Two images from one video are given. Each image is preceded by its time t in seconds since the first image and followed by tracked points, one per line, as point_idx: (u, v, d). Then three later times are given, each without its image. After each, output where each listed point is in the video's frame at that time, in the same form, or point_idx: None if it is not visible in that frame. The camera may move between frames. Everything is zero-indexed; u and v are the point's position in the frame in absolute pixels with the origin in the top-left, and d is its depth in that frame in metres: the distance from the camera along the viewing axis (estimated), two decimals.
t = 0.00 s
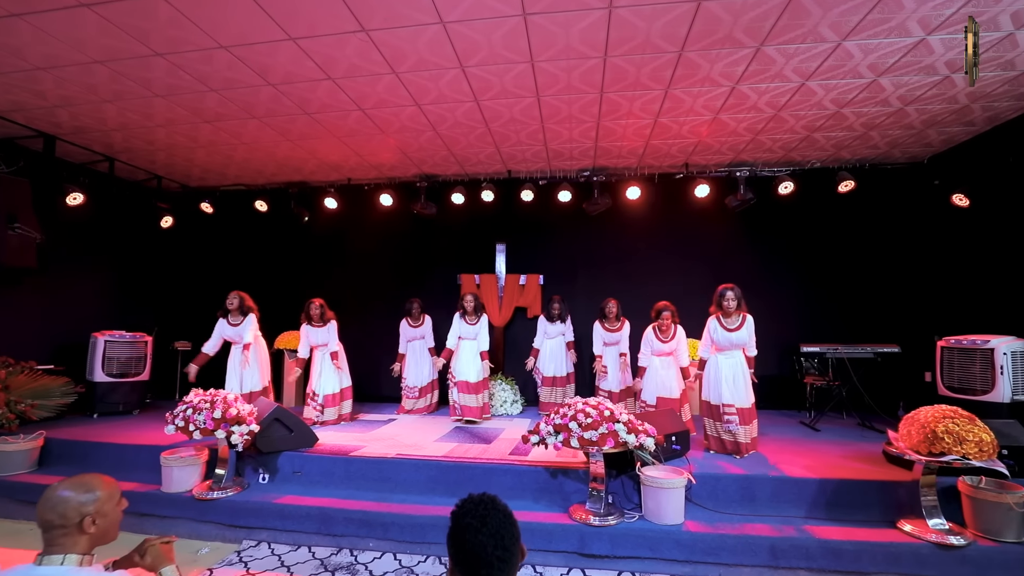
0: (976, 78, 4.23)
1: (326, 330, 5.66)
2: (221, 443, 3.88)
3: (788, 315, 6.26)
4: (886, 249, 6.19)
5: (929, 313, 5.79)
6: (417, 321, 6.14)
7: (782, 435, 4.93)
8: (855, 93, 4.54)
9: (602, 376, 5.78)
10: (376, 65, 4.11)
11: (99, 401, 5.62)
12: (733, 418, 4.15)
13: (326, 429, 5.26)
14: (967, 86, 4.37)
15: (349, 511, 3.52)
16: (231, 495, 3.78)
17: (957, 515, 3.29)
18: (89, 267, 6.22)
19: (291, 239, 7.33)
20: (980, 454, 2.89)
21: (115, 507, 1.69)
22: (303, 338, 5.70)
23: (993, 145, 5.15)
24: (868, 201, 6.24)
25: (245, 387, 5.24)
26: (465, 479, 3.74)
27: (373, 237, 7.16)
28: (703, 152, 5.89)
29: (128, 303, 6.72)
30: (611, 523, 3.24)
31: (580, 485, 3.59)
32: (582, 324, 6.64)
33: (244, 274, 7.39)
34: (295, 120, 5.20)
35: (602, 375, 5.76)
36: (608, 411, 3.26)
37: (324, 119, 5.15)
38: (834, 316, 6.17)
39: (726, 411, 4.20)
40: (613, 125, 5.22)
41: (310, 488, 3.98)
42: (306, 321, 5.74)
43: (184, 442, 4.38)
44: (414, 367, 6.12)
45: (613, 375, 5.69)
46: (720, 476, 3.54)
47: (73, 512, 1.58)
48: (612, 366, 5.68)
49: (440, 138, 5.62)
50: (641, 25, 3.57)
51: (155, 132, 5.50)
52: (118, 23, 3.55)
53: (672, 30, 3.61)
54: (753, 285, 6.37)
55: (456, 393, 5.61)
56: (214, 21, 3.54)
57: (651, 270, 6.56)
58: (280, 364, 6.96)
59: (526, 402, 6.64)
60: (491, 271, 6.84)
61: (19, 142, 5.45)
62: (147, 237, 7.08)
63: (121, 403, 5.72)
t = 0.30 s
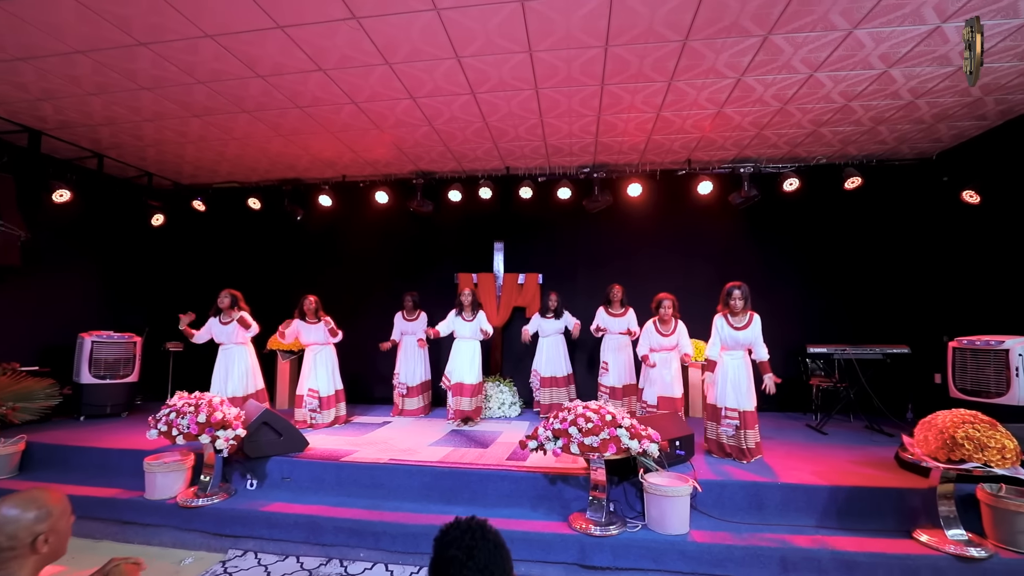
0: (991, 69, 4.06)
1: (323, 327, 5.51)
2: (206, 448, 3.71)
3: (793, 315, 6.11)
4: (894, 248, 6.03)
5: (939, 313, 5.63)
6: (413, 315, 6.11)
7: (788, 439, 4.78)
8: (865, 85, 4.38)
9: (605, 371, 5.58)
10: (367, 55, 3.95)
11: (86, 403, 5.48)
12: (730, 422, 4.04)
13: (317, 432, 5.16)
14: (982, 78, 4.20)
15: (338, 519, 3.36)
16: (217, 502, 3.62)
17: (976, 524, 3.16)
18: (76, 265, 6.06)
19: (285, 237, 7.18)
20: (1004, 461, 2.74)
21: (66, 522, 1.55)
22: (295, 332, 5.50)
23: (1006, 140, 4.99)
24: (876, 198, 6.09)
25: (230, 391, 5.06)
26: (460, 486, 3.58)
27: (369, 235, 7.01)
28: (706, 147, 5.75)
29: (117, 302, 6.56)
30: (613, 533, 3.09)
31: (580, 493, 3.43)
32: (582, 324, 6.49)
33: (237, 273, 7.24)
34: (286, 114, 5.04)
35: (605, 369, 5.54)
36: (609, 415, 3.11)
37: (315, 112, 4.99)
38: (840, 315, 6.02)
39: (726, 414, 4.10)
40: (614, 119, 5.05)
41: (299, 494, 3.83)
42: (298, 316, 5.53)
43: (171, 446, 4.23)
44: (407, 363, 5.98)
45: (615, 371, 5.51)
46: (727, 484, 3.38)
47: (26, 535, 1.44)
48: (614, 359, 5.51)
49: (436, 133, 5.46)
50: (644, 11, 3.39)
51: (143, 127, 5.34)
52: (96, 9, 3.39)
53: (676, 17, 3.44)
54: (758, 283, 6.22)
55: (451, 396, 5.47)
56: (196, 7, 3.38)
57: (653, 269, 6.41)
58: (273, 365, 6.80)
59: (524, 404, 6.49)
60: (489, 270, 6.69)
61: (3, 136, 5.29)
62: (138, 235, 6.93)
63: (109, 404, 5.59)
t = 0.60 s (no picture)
0: (1004, 58, 3.92)
1: (325, 328, 5.41)
2: (190, 454, 3.56)
3: (797, 314, 5.96)
4: (901, 245, 5.89)
5: (947, 313, 5.49)
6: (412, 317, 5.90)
7: (794, 442, 4.63)
8: (873, 77, 4.24)
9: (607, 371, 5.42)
10: (357, 44, 3.80)
11: (71, 406, 5.31)
12: (752, 424, 3.84)
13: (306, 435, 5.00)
14: (995, 69, 4.05)
15: (326, 528, 3.21)
16: (200, 510, 3.47)
17: (994, 535, 3.00)
18: (63, 264, 5.91)
19: (277, 235, 7.03)
20: None
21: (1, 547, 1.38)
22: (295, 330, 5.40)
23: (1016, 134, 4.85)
24: (881, 195, 5.95)
25: (212, 395, 4.89)
26: (454, 493, 3.43)
27: (363, 232, 6.86)
28: (708, 143, 5.60)
29: (105, 302, 6.40)
30: (613, 543, 2.94)
31: (579, 500, 3.30)
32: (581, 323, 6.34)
33: (229, 272, 7.10)
34: (277, 108, 4.89)
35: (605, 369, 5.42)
36: (608, 419, 2.97)
37: (306, 106, 4.84)
38: (845, 314, 5.88)
39: (748, 418, 3.88)
40: (613, 113, 4.90)
41: (287, 501, 3.68)
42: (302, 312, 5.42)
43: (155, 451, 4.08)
44: (401, 363, 5.85)
45: (615, 372, 5.37)
46: (731, 490, 3.23)
47: None
48: (614, 360, 5.37)
49: (431, 128, 5.32)
50: None
51: (129, 122, 5.19)
52: None
53: (679, 3, 3.29)
54: (761, 282, 6.07)
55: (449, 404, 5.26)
56: None
57: (654, 267, 6.26)
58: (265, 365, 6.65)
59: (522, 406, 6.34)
60: (487, 268, 6.54)
61: None
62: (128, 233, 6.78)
63: (95, 407, 5.42)
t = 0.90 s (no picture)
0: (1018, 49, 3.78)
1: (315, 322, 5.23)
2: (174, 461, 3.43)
3: (801, 314, 5.84)
4: (907, 244, 5.76)
5: (954, 312, 5.37)
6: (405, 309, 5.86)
7: (800, 445, 4.50)
8: (882, 69, 4.11)
9: (607, 368, 5.30)
10: (349, 33, 3.66)
11: (57, 407, 5.18)
12: (765, 417, 3.72)
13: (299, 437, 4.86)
14: (1006, 60, 3.93)
15: (314, 537, 3.08)
16: (184, 516, 3.34)
17: (1013, 544, 2.87)
18: (50, 262, 5.77)
19: (271, 233, 6.90)
20: None
21: None
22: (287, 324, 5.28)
23: None
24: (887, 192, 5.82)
25: (197, 388, 4.75)
26: (448, 499, 3.30)
27: (358, 230, 6.72)
28: (711, 138, 5.47)
29: (94, 300, 6.26)
30: (615, 552, 2.81)
31: (577, 506, 3.17)
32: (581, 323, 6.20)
33: (222, 270, 6.96)
34: (267, 101, 4.75)
35: (604, 367, 5.31)
36: (608, 420, 2.85)
37: (298, 99, 4.71)
38: (851, 314, 5.75)
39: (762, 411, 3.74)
40: (614, 107, 4.77)
41: (275, 507, 3.54)
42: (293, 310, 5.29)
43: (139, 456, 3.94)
44: (396, 362, 5.70)
45: (615, 370, 5.24)
46: (737, 497, 3.10)
47: None
48: (615, 358, 5.24)
49: (427, 122, 5.19)
50: None
51: (117, 116, 5.06)
52: None
53: None
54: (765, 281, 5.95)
55: (449, 399, 5.13)
56: None
57: (655, 266, 6.13)
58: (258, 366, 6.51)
59: (520, 407, 6.21)
60: (484, 267, 6.41)
61: None
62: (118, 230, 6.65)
63: (82, 408, 5.28)
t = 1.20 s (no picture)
0: None
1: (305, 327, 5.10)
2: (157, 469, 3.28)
3: (806, 313, 5.70)
4: (915, 242, 5.63)
5: (963, 312, 5.23)
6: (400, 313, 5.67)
7: (807, 449, 4.36)
8: (892, 60, 3.96)
9: (607, 372, 5.17)
10: (338, 21, 3.51)
11: (41, 410, 5.03)
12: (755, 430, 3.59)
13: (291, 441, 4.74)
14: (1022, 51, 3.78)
15: (301, 548, 2.93)
16: (166, 525, 3.18)
17: None
18: (34, 260, 5.62)
19: (265, 231, 6.76)
20: None
21: None
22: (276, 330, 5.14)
23: None
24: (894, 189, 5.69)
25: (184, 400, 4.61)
26: (442, 507, 3.16)
27: (353, 228, 6.58)
28: (714, 133, 5.33)
29: (82, 300, 6.11)
30: (617, 565, 2.66)
31: (577, 515, 3.02)
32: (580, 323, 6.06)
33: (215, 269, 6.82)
34: (257, 94, 4.60)
35: (605, 370, 5.17)
36: (608, 425, 2.70)
37: (289, 92, 4.56)
38: (858, 313, 5.61)
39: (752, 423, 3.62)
40: (615, 100, 4.63)
41: (262, 516, 3.39)
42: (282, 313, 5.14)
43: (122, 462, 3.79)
44: (390, 365, 5.56)
45: (615, 373, 5.10)
46: (745, 506, 2.96)
47: None
48: (616, 362, 5.11)
49: (422, 117, 5.04)
50: None
51: (103, 110, 4.91)
52: None
53: None
54: (769, 280, 5.81)
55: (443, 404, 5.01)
56: None
57: (656, 264, 5.99)
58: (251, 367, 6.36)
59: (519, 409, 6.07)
60: (482, 265, 6.26)
61: None
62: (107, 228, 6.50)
63: (67, 411, 5.14)
